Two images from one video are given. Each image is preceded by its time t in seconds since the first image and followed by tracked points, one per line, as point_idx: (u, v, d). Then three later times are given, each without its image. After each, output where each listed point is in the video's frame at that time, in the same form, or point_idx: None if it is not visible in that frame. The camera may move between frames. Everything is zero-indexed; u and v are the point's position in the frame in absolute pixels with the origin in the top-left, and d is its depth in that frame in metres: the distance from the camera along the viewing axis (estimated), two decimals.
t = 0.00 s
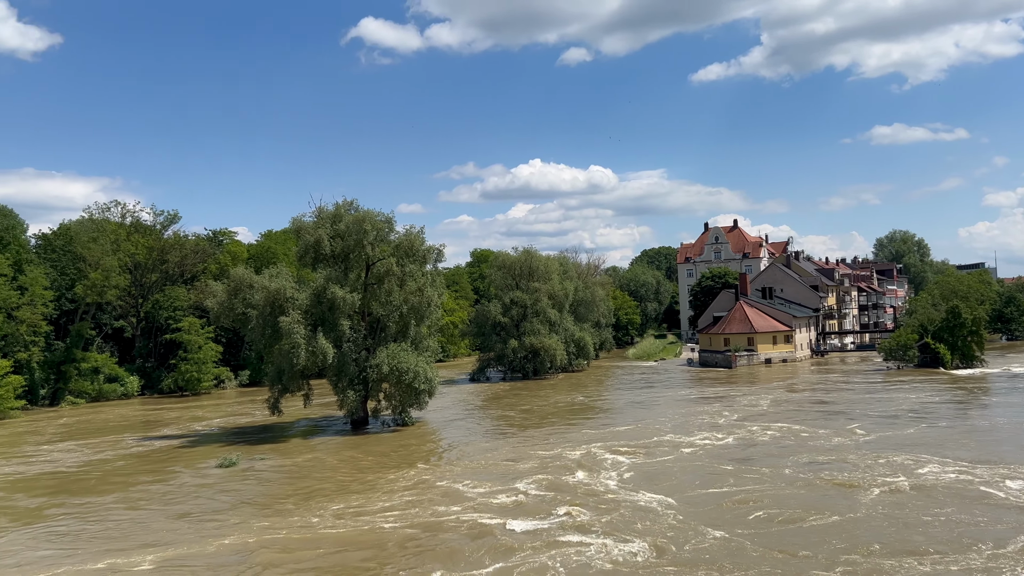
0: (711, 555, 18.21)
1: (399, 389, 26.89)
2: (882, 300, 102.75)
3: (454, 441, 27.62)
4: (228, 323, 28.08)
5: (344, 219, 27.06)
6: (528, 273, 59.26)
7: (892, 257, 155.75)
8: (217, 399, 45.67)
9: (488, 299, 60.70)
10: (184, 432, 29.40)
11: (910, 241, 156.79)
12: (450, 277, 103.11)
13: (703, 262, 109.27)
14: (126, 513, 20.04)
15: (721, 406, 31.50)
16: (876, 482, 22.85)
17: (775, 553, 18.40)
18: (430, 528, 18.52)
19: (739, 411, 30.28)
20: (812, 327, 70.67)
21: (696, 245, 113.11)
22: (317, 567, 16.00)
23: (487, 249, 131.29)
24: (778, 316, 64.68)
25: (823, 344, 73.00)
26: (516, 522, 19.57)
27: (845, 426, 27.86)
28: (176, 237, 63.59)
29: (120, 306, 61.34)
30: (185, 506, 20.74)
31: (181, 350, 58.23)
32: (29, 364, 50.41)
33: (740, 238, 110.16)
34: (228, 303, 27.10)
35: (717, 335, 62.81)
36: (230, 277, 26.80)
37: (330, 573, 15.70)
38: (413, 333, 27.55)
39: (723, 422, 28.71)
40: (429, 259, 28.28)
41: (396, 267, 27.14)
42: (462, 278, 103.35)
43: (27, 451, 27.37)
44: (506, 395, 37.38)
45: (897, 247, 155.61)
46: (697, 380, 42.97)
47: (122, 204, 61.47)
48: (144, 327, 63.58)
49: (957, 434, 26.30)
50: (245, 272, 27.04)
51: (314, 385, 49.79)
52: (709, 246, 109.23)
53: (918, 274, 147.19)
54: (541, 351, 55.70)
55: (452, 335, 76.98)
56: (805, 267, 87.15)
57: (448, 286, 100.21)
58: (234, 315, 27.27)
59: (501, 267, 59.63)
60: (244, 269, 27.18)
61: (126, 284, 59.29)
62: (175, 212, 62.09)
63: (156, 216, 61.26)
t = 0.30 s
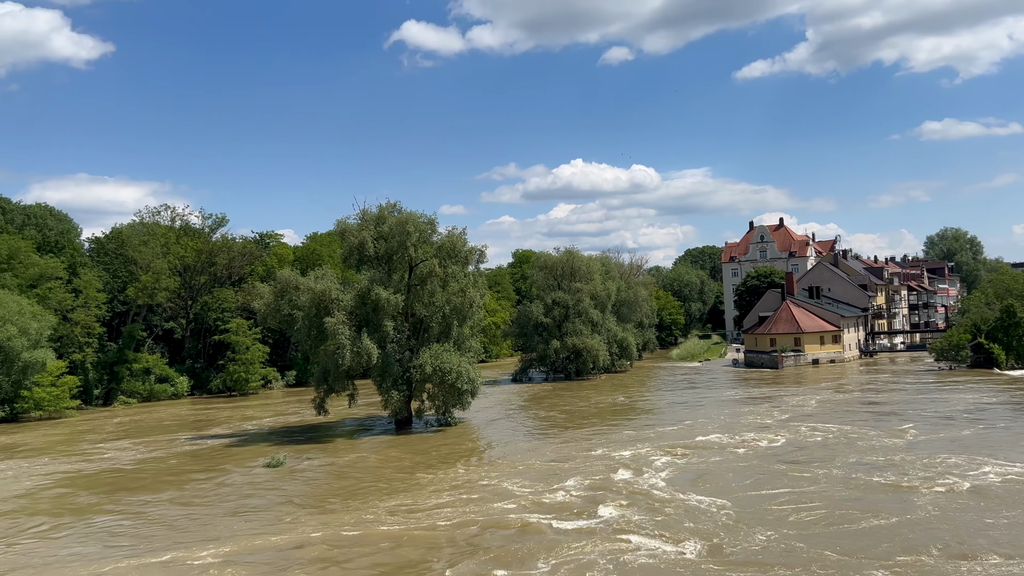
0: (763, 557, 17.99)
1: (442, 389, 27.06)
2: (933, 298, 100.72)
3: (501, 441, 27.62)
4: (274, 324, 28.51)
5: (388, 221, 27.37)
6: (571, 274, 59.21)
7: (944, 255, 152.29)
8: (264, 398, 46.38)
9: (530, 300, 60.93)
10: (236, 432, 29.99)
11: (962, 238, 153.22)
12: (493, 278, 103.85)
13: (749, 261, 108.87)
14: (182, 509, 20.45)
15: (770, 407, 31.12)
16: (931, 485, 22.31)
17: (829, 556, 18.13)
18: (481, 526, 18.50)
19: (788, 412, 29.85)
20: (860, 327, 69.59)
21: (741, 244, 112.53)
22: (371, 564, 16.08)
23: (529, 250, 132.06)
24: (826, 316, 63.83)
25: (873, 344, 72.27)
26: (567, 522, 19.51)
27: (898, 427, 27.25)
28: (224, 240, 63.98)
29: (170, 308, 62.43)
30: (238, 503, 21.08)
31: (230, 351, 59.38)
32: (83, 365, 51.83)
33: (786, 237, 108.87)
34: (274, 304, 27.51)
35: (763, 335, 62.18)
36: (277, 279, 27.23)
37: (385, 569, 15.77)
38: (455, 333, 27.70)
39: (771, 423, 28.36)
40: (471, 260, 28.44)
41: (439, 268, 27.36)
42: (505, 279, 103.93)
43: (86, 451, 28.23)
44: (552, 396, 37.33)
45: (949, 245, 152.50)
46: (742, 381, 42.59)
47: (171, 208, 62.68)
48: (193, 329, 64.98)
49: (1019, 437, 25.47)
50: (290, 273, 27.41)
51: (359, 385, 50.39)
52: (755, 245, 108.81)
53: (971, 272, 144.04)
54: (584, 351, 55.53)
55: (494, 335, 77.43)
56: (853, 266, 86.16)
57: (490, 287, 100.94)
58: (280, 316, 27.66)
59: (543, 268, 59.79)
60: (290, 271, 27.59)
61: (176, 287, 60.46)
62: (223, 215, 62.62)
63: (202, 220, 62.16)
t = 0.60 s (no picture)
0: (817, 557, 17.85)
1: (484, 388, 27.14)
2: (987, 296, 98.15)
3: (549, 441, 27.64)
4: (319, 324, 28.89)
5: (430, 221, 27.58)
6: (613, 272, 59.06)
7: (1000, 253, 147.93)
8: (310, 397, 47.09)
9: (572, 299, 61.01)
10: (287, 432, 30.61)
11: (1018, 236, 148.86)
12: (534, 278, 104.31)
13: (794, 260, 107.79)
14: (238, 505, 20.91)
15: (820, 408, 30.69)
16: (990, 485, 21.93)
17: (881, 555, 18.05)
18: (533, 523, 18.52)
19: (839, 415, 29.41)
20: (910, 326, 68.27)
21: (787, 241, 111.30)
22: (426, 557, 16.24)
23: (571, 250, 132.39)
24: (875, 314, 62.82)
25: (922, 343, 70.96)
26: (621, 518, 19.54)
27: (955, 429, 26.62)
28: (271, 241, 64.94)
29: (220, 308, 64.03)
30: (292, 498, 21.48)
31: (276, 350, 60.42)
32: (134, 364, 53.13)
33: (832, 235, 107.31)
34: (319, 304, 27.84)
35: (810, 334, 61.58)
36: (322, 279, 27.52)
37: (437, 565, 15.86)
38: (497, 332, 27.81)
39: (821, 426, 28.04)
40: (513, 260, 28.50)
41: (481, 267, 27.49)
42: (546, 278, 104.27)
43: (143, 450, 29.13)
44: (598, 397, 37.23)
45: (1005, 242, 148.45)
46: (788, 381, 42.21)
47: (219, 210, 63.85)
48: (241, 328, 66.12)
49: None
50: (335, 274, 27.69)
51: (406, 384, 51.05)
52: (801, 243, 107.64)
53: None
54: (626, 351, 55.37)
55: (536, 334, 77.64)
56: (902, 265, 84.75)
57: (532, 286, 101.48)
58: (325, 315, 27.99)
59: (585, 267, 59.62)
60: (334, 271, 27.88)
61: (224, 288, 61.51)
62: (269, 217, 63.68)
63: (251, 222, 62.99)
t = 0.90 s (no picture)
0: (865, 557, 17.61)
1: (523, 387, 27.17)
2: None
3: (593, 441, 27.59)
4: (360, 323, 29.19)
5: (469, 220, 27.72)
6: (652, 271, 58.80)
7: None
8: (351, 396, 47.71)
9: (611, 298, 60.95)
10: (332, 432, 31.11)
11: None
12: (573, 277, 104.38)
13: (838, 257, 106.52)
14: (285, 500, 21.29)
15: (867, 408, 30.22)
16: None
17: (934, 557, 17.65)
18: (579, 520, 18.53)
19: (887, 418, 28.92)
20: (958, 325, 66.95)
21: (830, 239, 109.83)
22: (473, 554, 16.27)
23: (610, 249, 132.36)
24: (921, 313, 61.75)
25: (970, 342, 69.39)
26: (668, 518, 19.33)
27: (1009, 432, 25.91)
28: (313, 241, 65.36)
29: (263, 308, 65.04)
30: (338, 494, 21.81)
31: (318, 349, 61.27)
32: (180, 362, 54.21)
33: (878, 232, 105.79)
34: (360, 303, 28.11)
35: (855, 333, 60.89)
36: (362, 278, 27.77)
37: (486, 557, 16.11)
38: (536, 332, 27.86)
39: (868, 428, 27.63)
40: (551, 258, 28.50)
41: (519, 266, 27.53)
42: (585, 277, 104.33)
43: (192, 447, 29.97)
44: (641, 396, 37.12)
45: None
46: (833, 381, 41.78)
47: (262, 211, 64.81)
48: (283, 327, 67.12)
49: None
50: (376, 273, 27.93)
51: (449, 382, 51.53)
52: (845, 241, 106.14)
53: None
54: (666, 350, 55.07)
55: (575, 333, 77.63)
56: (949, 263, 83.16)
57: (570, 284, 101.72)
58: (366, 314, 28.27)
59: (623, 266, 59.49)
60: (375, 271, 28.15)
61: (266, 287, 62.50)
62: (311, 217, 64.49)
63: (294, 222, 63.92)
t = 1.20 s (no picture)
0: (906, 556, 17.45)
1: (552, 387, 27.22)
2: None
3: (627, 441, 27.55)
4: (391, 322, 29.42)
5: (498, 220, 27.79)
6: (682, 271, 58.51)
7: None
8: (383, 395, 48.12)
9: (640, 297, 60.81)
10: (367, 433, 31.47)
11: None
12: (602, 276, 104.16)
13: (872, 256, 105.12)
14: (324, 496, 21.64)
15: (905, 409, 29.84)
16: None
17: (974, 555, 17.61)
18: (614, 516, 18.68)
19: (925, 420, 28.55)
20: (995, 324, 65.70)
21: (864, 237, 108.44)
22: (511, 548, 16.41)
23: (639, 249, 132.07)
24: (956, 312, 60.79)
25: (1008, 342, 68.02)
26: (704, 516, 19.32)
27: None
28: (343, 241, 66.02)
29: (294, 306, 65.98)
30: (375, 490, 22.08)
31: (349, 348, 61.73)
32: (214, 361, 54.98)
33: (913, 230, 104.21)
34: (390, 303, 28.31)
35: (889, 333, 60.20)
36: (393, 278, 27.98)
37: (522, 550, 16.32)
38: (565, 331, 27.85)
39: (905, 431, 27.33)
40: (580, 258, 28.45)
41: (548, 266, 27.53)
42: (614, 276, 104.25)
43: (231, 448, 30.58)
44: (675, 397, 36.97)
45: None
46: (869, 380, 41.39)
47: (294, 211, 65.41)
48: (315, 326, 67.77)
49: None
50: (406, 272, 28.11)
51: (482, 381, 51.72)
52: (879, 240, 104.75)
53: None
54: (697, 350, 54.79)
55: (605, 333, 77.51)
56: (987, 261, 81.56)
57: (599, 284, 101.71)
58: (396, 314, 28.48)
59: (654, 265, 59.30)
60: (405, 270, 28.35)
61: (298, 287, 63.17)
62: (341, 217, 64.99)
63: (325, 222, 64.62)
